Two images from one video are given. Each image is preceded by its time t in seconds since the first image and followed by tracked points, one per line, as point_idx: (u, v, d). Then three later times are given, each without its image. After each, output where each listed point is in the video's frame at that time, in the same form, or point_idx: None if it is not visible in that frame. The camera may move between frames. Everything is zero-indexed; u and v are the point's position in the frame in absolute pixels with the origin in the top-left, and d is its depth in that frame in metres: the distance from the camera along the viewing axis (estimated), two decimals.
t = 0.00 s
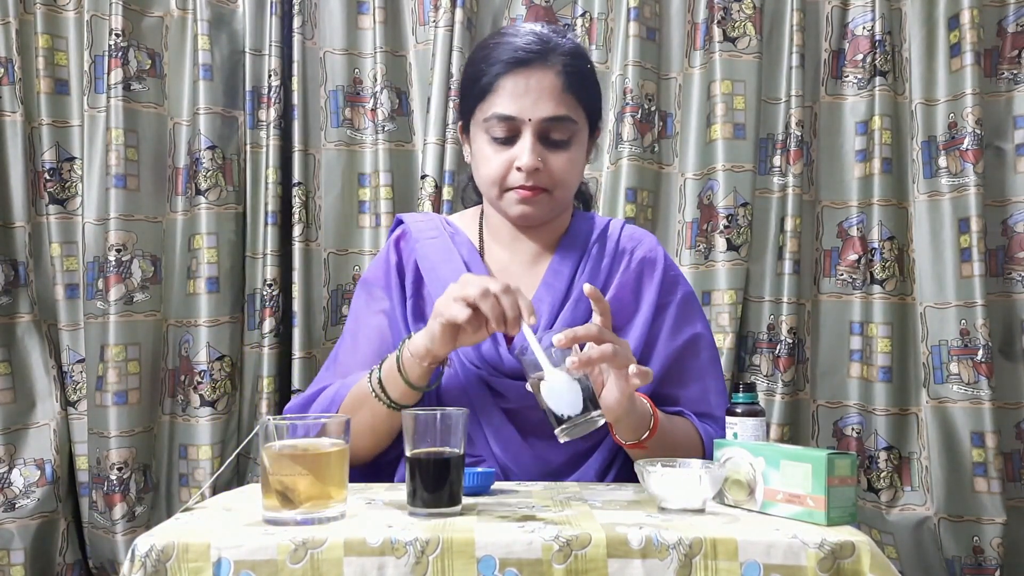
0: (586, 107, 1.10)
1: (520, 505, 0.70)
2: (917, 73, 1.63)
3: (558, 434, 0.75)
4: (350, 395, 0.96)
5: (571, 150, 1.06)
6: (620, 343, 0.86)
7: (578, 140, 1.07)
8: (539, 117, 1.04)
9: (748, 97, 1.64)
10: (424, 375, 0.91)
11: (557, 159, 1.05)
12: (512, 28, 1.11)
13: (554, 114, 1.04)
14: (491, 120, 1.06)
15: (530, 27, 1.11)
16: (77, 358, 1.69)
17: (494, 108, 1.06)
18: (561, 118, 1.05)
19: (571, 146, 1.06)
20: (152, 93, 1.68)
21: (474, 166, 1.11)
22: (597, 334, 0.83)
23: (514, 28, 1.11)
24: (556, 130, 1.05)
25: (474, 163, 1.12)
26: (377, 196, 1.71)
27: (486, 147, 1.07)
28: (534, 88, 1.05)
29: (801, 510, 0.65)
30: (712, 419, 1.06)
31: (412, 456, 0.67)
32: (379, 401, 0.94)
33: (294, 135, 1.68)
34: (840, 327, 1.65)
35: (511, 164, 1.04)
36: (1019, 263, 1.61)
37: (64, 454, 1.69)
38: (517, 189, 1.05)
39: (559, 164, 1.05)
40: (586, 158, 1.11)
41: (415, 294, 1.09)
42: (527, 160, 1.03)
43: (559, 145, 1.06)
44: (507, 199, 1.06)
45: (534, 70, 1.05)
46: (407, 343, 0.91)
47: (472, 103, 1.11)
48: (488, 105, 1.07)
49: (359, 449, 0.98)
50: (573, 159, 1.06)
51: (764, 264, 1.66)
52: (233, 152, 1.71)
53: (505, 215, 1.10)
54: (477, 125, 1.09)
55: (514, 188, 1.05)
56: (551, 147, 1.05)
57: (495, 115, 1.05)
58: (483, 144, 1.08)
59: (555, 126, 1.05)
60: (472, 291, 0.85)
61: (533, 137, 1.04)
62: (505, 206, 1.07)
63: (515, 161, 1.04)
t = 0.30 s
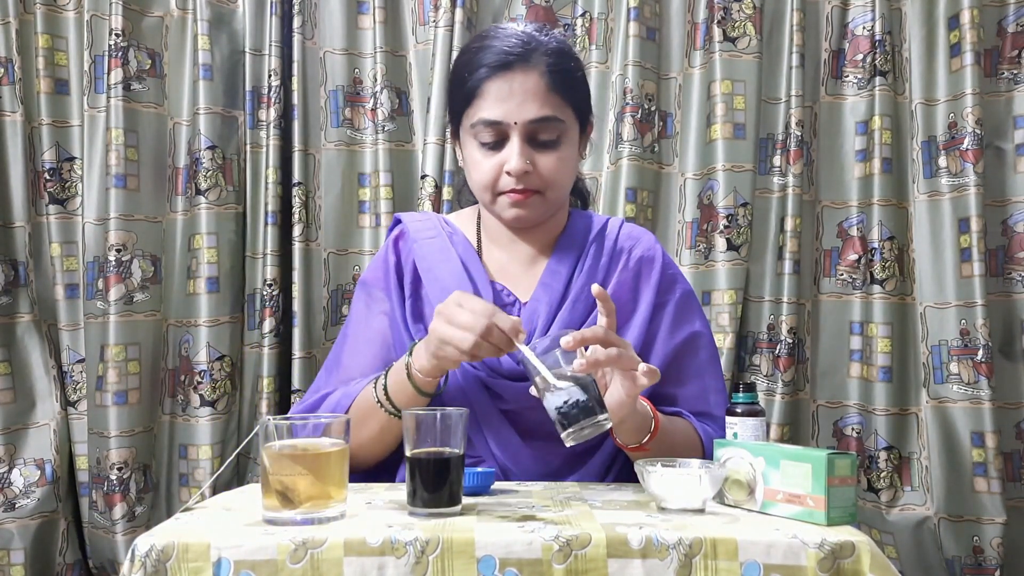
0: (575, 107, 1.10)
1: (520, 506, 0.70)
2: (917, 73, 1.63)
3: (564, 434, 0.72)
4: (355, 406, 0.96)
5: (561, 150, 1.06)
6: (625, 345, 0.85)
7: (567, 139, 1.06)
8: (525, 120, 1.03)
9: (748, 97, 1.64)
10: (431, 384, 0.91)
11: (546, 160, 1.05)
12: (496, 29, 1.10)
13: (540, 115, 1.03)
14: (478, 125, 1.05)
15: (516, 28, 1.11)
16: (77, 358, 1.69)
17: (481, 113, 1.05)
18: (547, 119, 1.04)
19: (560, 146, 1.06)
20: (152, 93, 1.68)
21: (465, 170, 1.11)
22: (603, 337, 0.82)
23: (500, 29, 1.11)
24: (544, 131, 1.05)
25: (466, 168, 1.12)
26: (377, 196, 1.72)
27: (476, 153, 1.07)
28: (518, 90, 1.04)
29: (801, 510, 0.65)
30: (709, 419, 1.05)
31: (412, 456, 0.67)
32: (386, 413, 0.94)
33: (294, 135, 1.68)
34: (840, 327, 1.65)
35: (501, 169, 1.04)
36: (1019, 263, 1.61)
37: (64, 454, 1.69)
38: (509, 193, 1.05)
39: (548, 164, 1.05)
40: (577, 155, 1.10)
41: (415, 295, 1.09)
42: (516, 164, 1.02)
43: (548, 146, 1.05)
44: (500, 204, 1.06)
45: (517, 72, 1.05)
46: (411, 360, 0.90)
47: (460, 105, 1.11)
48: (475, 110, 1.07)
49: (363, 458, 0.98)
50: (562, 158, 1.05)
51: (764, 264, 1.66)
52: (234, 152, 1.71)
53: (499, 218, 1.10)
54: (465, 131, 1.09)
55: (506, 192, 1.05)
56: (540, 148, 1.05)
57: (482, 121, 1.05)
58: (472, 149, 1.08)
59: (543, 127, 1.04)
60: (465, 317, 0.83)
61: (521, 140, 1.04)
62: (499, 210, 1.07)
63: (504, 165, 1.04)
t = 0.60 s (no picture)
0: (572, 108, 1.09)
1: (521, 505, 0.70)
2: (917, 73, 1.63)
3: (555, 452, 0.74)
4: (359, 417, 0.95)
5: (557, 151, 1.05)
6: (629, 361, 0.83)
7: (562, 139, 1.06)
8: (520, 122, 1.03)
9: (748, 97, 1.64)
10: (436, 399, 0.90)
11: (542, 162, 1.04)
12: (490, 31, 1.10)
13: (535, 117, 1.03)
14: (473, 128, 1.05)
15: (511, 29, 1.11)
16: (77, 358, 1.69)
17: (476, 116, 1.05)
18: (543, 120, 1.03)
19: (555, 147, 1.05)
20: (152, 93, 1.68)
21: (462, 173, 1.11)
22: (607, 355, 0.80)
23: (495, 29, 1.11)
24: (539, 133, 1.04)
25: (463, 170, 1.12)
26: (377, 196, 1.72)
27: (472, 155, 1.07)
28: (512, 92, 1.04)
29: (802, 510, 0.65)
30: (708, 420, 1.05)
31: (412, 456, 0.67)
32: (390, 425, 0.94)
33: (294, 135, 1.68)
34: (840, 326, 1.65)
35: (497, 171, 1.04)
36: (1019, 263, 1.61)
37: (64, 454, 1.69)
38: (505, 195, 1.05)
39: (544, 166, 1.04)
40: (573, 156, 1.09)
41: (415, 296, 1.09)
42: (512, 166, 1.02)
43: (543, 148, 1.05)
44: (498, 206, 1.06)
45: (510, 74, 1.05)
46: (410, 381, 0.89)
47: (457, 107, 1.11)
48: (470, 113, 1.07)
49: (365, 462, 0.98)
50: (559, 160, 1.05)
51: (764, 264, 1.66)
52: (233, 152, 1.71)
53: (498, 220, 1.10)
54: (461, 133, 1.09)
55: (503, 194, 1.05)
56: (535, 150, 1.05)
57: (477, 124, 1.05)
58: (468, 152, 1.08)
59: (538, 129, 1.04)
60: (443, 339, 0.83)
61: (516, 142, 1.04)
62: (496, 212, 1.08)
63: (500, 167, 1.04)
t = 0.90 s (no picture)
0: (569, 108, 1.09)
1: (520, 505, 0.70)
2: (917, 73, 1.63)
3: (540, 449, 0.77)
4: (357, 413, 0.95)
5: (554, 152, 1.05)
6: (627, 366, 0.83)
7: (560, 139, 1.06)
8: (516, 122, 1.03)
9: (748, 97, 1.64)
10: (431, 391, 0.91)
11: (539, 163, 1.04)
12: (486, 31, 1.10)
13: (531, 117, 1.03)
14: (470, 129, 1.05)
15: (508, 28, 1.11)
16: (77, 358, 1.69)
17: (472, 117, 1.05)
18: (539, 120, 1.03)
19: (552, 147, 1.05)
20: (152, 93, 1.68)
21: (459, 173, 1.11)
22: (604, 358, 0.79)
23: (491, 29, 1.11)
24: (535, 133, 1.04)
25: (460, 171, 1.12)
26: (377, 196, 1.71)
27: (468, 156, 1.07)
28: (508, 93, 1.04)
29: (801, 510, 0.65)
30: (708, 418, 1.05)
31: (412, 456, 0.67)
32: (387, 420, 0.93)
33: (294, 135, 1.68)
34: (840, 326, 1.65)
35: (494, 172, 1.04)
36: (1018, 263, 1.61)
37: (64, 454, 1.69)
38: (502, 196, 1.05)
39: (541, 166, 1.04)
40: (571, 155, 1.09)
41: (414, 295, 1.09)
42: (508, 167, 1.02)
43: (540, 148, 1.05)
44: (495, 207, 1.06)
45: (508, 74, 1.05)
46: (410, 365, 0.90)
47: (455, 107, 1.11)
48: (467, 113, 1.07)
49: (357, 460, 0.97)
50: (556, 160, 1.05)
51: (764, 264, 1.66)
52: (233, 152, 1.71)
53: (495, 221, 1.10)
54: (458, 135, 1.09)
55: (500, 195, 1.05)
56: (532, 150, 1.04)
57: (473, 125, 1.05)
58: (465, 152, 1.08)
59: (534, 129, 1.04)
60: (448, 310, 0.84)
61: (512, 143, 1.04)
62: (494, 213, 1.08)
63: (496, 168, 1.04)
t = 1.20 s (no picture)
0: (554, 110, 1.07)
1: (520, 505, 0.70)
2: (917, 73, 1.63)
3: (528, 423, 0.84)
4: (341, 367, 0.95)
5: (537, 159, 1.04)
6: (631, 354, 0.85)
7: (542, 144, 1.04)
8: (494, 138, 1.01)
9: (747, 97, 1.64)
10: (412, 332, 0.91)
11: (522, 172, 1.03)
12: (460, 41, 1.06)
13: (509, 130, 1.01)
14: (451, 148, 1.05)
15: (483, 34, 1.06)
16: (76, 358, 1.69)
17: (452, 134, 1.04)
18: (516, 132, 1.01)
19: (535, 154, 1.04)
20: (152, 93, 1.68)
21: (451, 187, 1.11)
22: (603, 345, 0.81)
23: (466, 37, 1.07)
24: (515, 144, 1.02)
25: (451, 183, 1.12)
26: (376, 196, 1.71)
27: (455, 171, 1.07)
28: (484, 107, 1.01)
29: (801, 510, 0.65)
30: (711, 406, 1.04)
31: (411, 456, 0.67)
32: (367, 367, 0.93)
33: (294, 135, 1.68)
34: (839, 326, 1.65)
35: (480, 188, 1.04)
36: (1018, 263, 1.61)
37: (64, 453, 1.69)
38: (492, 208, 1.06)
39: (525, 176, 1.03)
40: (557, 154, 1.07)
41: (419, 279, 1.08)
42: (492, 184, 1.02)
43: (523, 157, 1.04)
44: (488, 217, 1.08)
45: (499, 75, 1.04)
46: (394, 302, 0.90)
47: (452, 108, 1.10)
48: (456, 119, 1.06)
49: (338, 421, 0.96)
50: (539, 167, 1.04)
51: (764, 264, 1.66)
52: (233, 152, 1.71)
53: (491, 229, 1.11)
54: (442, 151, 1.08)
55: (490, 208, 1.06)
56: (515, 161, 1.03)
57: (453, 143, 1.04)
58: (452, 168, 1.08)
59: (514, 140, 1.02)
60: (474, 275, 0.83)
61: (494, 157, 1.02)
62: (488, 223, 1.09)
63: (482, 184, 1.04)
